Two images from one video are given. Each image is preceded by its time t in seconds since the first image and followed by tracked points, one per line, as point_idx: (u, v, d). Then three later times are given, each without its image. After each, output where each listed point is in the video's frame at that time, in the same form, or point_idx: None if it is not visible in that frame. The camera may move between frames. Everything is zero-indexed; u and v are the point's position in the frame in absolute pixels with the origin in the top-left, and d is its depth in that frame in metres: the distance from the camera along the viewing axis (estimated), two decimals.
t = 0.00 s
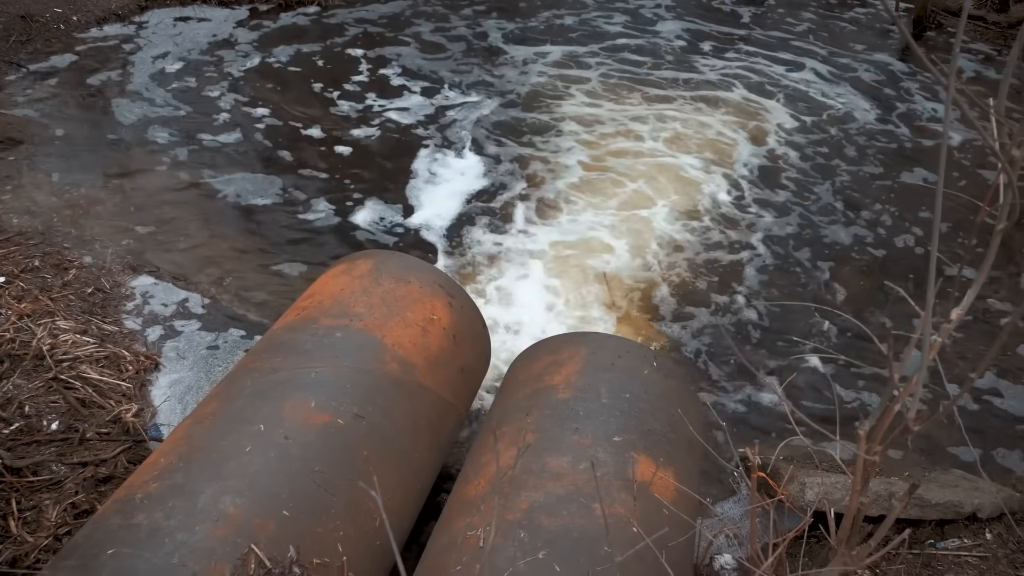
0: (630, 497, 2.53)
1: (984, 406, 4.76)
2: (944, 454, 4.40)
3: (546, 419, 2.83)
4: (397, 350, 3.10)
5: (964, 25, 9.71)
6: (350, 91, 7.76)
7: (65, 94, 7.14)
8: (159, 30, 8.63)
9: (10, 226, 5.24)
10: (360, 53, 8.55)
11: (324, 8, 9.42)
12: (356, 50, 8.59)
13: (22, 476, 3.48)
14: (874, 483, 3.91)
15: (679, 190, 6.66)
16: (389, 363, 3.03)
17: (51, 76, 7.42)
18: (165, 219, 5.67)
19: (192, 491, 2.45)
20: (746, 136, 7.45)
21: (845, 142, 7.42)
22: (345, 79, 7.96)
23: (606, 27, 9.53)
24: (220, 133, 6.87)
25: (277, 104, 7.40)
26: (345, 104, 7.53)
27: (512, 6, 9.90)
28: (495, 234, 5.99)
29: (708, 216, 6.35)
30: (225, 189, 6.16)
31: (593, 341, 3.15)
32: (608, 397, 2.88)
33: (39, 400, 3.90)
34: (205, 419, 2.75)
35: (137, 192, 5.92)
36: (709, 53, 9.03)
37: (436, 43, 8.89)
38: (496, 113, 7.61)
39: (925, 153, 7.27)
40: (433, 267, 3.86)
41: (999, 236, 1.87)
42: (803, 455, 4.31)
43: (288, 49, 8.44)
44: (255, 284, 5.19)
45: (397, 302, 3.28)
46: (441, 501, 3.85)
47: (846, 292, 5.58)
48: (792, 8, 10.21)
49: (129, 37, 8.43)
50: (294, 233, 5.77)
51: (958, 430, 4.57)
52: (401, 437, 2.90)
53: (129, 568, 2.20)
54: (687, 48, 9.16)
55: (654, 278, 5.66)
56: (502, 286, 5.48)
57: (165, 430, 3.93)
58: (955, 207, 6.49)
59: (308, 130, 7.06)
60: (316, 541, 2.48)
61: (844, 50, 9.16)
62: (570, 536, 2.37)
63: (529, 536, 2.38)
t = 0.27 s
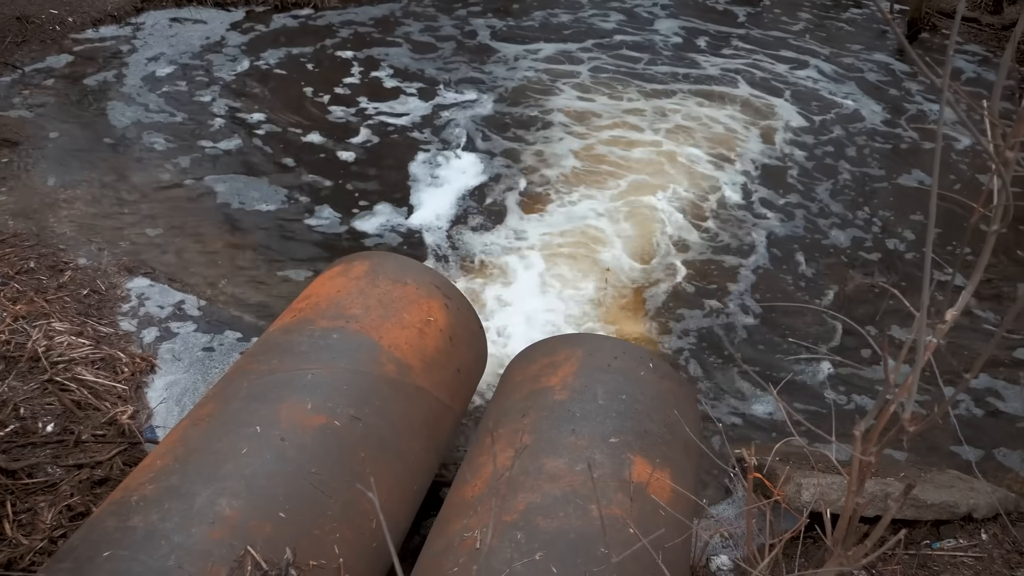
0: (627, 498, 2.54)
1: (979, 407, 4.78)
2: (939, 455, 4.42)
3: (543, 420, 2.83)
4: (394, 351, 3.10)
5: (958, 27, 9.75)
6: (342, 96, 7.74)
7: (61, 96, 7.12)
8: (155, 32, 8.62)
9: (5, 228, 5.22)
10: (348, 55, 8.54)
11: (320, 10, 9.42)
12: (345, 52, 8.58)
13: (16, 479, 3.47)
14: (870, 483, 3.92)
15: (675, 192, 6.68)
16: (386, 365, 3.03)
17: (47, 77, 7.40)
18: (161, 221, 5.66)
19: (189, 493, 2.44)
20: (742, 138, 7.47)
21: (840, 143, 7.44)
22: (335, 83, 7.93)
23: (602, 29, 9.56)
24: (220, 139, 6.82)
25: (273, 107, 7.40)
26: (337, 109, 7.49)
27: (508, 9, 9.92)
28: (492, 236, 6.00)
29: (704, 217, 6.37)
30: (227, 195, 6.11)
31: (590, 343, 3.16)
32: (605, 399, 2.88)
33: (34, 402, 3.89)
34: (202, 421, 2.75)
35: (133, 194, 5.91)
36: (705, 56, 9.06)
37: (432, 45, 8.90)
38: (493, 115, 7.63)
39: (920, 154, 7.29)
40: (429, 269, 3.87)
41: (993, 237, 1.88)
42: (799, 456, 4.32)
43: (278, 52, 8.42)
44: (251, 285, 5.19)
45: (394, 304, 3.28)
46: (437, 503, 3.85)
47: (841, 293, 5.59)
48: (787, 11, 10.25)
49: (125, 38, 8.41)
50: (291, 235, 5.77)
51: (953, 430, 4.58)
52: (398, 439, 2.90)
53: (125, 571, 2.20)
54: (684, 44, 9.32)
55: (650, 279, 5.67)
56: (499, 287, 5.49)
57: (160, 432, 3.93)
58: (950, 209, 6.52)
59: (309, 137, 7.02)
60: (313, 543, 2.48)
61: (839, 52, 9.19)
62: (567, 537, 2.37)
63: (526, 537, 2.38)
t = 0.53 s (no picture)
0: (624, 500, 2.54)
1: (974, 409, 4.79)
2: (935, 456, 4.43)
3: (540, 423, 2.83)
4: (391, 353, 3.10)
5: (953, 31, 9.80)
6: (335, 100, 7.69)
7: (57, 98, 7.11)
8: (152, 34, 8.62)
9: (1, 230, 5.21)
10: (339, 57, 8.51)
11: (317, 13, 9.42)
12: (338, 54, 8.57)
13: (12, 482, 3.46)
14: (866, 485, 3.93)
15: (671, 194, 6.69)
16: (383, 367, 3.03)
17: (42, 79, 7.39)
18: (158, 223, 5.65)
19: (186, 496, 2.44)
20: (738, 141, 7.49)
21: (836, 146, 7.47)
22: (326, 87, 7.88)
23: (598, 33, 9.59)
24: (220, 148, 6.69)
25: (269, 109, 7.39)
26: (330, 115, 7.41)
27: (505, 12, 9.94)
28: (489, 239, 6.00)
29: (700, 220, 6.39)
30: (232, 203, 6.04)
31: (587, 345, 3.16)
32: (602, 401, 2.89)
33: (30, 405, 3.88)
34: (199, 424, 2.74)
35: (130, 196, 5.90)
36: (701, 59, 9.08)
37: (429, 48, 8.91)
38: (489, 118, 7.62)
39: (916, 157, 7.32)
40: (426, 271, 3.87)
41: (988, 240, 1.88)
42: (796, 458, 4.33)
43: (267, 55, 8.37)
44: (248, 288, 5.18)
45: (391, 306, 3.28)
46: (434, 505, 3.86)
47: (837, 296, 5.60)
48: (783, 14, 10.29)
49: (121, 41, 8.40)
50: (287, 237, 5.77)
51: (949, 432, 4.60)
52: (395, 441, 2.90)
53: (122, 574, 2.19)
54: (681, 43, 9.45)
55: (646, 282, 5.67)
56: (496, 290, 5.49)
57: (157, 434, 3.92)
58: (945, 212, 6.54)
59: (306, 145, 6.90)
60: (310, 546, 2.47)
61: (834, 55, 9.22)
62: (564, 539, 2.37)
63: (524, 540, 2.38)
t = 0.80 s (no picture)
0: (621, 502, 2.54)
1: (970, 411, 4.81)
2: (931, 458, 4.44)
3: (537, 425, 2.83)
4: (388, 356, 3.10)
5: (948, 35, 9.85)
6: (330, 104, 7.66)
7: (53, 100, 7.11)
8: (148, 37, 8.62)
9: None
10: (329, 61, 8.49)
11: (313, 16, 9.43)
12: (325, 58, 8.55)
13: (7, 485, 3.44)
14: (862, 487, 3.93)
15: (668, 197, 6.70)
16: (380, 370, 3.03)
17: (38, 82, 7.38)
18: (154, 226, 5.64)
19: (182, 499, 2.43)
20: (733, 144, 7.51)
21: (832, 149, 7.49)
22: (318, 91, 7.85)
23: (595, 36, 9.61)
24: (221, 157, 6.62)
25: (266, 112, 7.39)
26: (323, 122, 7.33)
27: (501, 15, 9.96)
28: (486, 242, 6.00)
29: (696, 222, 6.40)
30: (228, 206, 6.03)
31: (584, 348, 3.16)
32: (599, 403, 2.89)
33: (25, 408, 3.86)
34: (195, 427, 2.74)
35: (126, 199, 5.89)
36: (697, 62, 9.11)
37: (426, 51, 8.91)
38: (485, 120, 7.63)
39: (911, 160, 7.35)
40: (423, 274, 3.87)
41: (984, 242, 1.89)
42: (792, 460, 4.34)
43: (254, 61, 8.32)
44: (244, 290, 5.17)
45: (387, 309, 3.27)
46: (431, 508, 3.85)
47: (833, 298, 5.62)
48: (778, 18, 10.33)
49: (117, 43, 8.40)
50: (284, 240, 5.76)
51: (945, 435, 4.61)
52: (392, 444, 2.89)
53: None
54: (678, 42, 9.57)
55: (642, 284, 5.68)
56: (492, 292, 5.49)
57: (153, 437, 3.91)
58: (941, 215, 6.57)
59: (306, 155, 6.82)
60: (307, 549, 2.47)
61: (829, 59, 9.26)
62: (561, 542, 2.37)
63: (520, 542, 2.38)
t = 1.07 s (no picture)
0: (620, 504, 2.54)
1: (968, 412, 4.82)
2: (929, 460, 4.45)
3: (536, 427, 2.83)
4: (386, 358, 3.09)
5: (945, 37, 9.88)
6: (326, 106, 7.64)
7: (51, 101, 7.10)
8: (146, 38, 8.61)
9: None
10: (321, 63, 8.46)
11: (311, 17, 9.43)
12: (317, 59, 8.53)
13: (5, 487, 3.43)
14: (861, 489, 3.94)
15: (665, 198, 6.71)
16: (378, 372, 3.03)
17: (35, 83, 7.37)
18: (152, 227, 5.63)
19: (181, 501, 2.43)
20: (731, 146, 7.51)
21: (829, 151, 7.51)
22: (311, 95, 7.81)
23: (592, 38, 9.61)
24: (223, 163, 6.56)
25: (264, 112, 7.40)
26: (317, 127, 7.27)
27: (499, 16, 9.96)
28: (485, 243, 6.00)
29: (693, 223, 6.41)
30: (226, 208, 6.03)
31: (582, 349, 3.16)
32: (597, 405, 2.89)
33: (23, 409, 3.85)
34: (193, 429, 2.73)
35: (123, 200, 5.89)
36: (695, 64, 9.11)
37: (423, 53, 8.91)
38: (483, 121, 7.63)
39: (909, 161, 7.36)
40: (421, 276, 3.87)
41: (982, 245, 1.89)
42: (790, 462, 4.34)
43: (246, 64, 8.28)
44: (242, 292, 5.16)
45: (386, 311, 3.27)
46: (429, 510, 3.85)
47: (830, 300, 5.62)
48: (775, 20, 10.35)
49: (115, 44, 8.40)
50: (282, 241, 5.76)
51: (943, 436, 4.62)
52: (391, 446, 2.89)
53: None
54: (676, 39, 9.68)
55: (639, 286, 5.68)
56: (490, 294, 5.48)
57: (150, 439, 3.90)
58: (938, 217, 6.58)
59: (306, 162, 6.75)
60: (306, 551, 2.46)
61: (828, 61, 9.27)
62: (560, 544, 2.37)
63: (519, 544, 2.38)
